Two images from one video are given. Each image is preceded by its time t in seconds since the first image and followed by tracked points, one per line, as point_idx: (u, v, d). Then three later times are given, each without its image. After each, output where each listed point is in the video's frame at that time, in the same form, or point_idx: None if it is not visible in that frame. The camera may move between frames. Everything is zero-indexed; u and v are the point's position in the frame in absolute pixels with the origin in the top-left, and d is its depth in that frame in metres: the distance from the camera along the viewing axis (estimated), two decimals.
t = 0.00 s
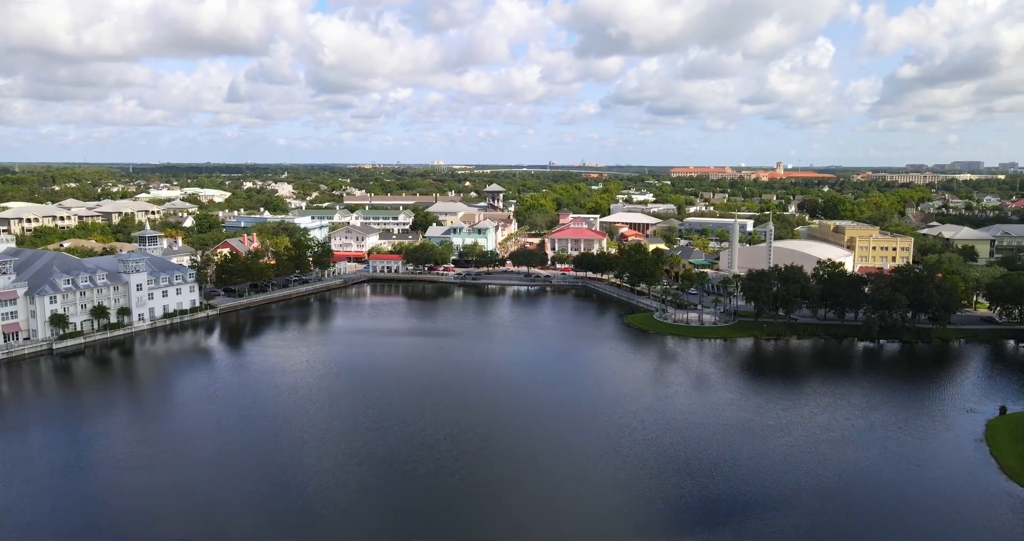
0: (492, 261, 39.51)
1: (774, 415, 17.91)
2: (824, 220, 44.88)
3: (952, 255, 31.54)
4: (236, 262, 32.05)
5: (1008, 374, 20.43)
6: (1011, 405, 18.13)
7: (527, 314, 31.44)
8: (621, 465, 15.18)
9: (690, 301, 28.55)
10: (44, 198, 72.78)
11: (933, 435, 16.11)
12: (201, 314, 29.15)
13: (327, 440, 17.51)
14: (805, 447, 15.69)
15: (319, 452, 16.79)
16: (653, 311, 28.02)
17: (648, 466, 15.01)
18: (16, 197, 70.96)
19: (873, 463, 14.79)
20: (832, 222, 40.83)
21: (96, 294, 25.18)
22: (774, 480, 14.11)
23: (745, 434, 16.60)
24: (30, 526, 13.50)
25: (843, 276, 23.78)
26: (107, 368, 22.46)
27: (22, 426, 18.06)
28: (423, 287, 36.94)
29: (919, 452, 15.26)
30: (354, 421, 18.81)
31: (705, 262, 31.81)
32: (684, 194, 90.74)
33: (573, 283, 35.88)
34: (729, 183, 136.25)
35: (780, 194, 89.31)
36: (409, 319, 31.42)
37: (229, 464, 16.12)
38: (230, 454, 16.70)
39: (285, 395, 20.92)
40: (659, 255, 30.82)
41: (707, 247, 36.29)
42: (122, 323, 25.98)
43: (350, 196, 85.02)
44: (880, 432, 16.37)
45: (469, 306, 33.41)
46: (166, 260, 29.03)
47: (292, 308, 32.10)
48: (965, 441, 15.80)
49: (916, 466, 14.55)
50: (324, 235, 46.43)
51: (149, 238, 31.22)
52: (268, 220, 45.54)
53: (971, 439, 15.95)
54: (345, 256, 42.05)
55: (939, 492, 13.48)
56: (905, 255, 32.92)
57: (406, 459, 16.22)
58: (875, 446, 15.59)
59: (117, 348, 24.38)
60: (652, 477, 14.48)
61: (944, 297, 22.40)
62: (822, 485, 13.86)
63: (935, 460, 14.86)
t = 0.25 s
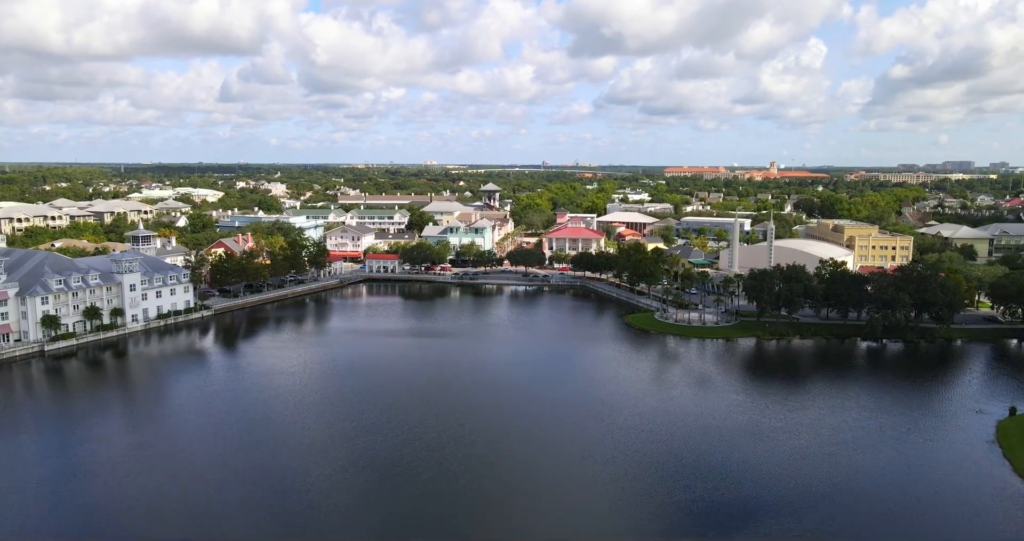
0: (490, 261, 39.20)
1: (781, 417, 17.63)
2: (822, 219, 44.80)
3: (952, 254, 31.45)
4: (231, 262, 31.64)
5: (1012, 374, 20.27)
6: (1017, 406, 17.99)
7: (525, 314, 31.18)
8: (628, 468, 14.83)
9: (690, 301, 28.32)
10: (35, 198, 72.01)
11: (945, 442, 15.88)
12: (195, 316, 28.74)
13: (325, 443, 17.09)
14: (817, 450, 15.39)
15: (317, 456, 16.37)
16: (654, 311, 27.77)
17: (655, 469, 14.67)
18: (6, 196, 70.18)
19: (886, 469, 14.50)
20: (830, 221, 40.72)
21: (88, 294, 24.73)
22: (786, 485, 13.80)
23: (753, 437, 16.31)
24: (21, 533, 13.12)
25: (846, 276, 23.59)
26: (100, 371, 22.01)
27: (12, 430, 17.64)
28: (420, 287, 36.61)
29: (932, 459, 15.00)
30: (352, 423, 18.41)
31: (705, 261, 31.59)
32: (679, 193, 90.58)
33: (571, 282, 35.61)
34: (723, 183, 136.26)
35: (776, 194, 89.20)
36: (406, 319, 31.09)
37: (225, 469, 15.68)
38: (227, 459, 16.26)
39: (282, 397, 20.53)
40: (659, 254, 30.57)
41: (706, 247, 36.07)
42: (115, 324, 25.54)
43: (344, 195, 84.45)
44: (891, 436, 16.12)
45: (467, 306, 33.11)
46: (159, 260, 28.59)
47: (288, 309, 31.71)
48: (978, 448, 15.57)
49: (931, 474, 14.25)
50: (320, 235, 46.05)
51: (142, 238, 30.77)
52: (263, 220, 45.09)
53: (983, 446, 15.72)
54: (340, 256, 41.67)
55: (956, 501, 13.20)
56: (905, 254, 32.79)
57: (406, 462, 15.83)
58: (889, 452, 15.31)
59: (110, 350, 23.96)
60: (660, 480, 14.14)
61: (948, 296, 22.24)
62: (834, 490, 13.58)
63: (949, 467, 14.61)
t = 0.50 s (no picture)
0: (486, 261, 38.89)
1: (787, 419, 17.38)
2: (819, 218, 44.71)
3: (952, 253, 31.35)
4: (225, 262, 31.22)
5: (1017, 374, 20.12)
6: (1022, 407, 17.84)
7: (523, 314, 30.89)
8: (635, 471, 14.53)
9: (690, 301, 28.10)
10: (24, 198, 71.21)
11: (953, 446, 15.67)
12: (188, 317, 28.32)
13: (324, 447, 16.71)
14: (825, 455, 15.14)
15: (315, 459, 15.98)
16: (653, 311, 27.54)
17: (662, 474, 14.36)
18: None
19: (896, 473, 14.27)
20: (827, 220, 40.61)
21: (80, 295, 24.27)
22: (795, 489, 13.55)
23: (760, 440, 16.04)
24: None
25: (848, 275, 23.41)
26: (92, 374, 21.56)
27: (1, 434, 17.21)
28: (416, 287, 36.26)
29: (941, 463, 14.78)
30: (350, 426, 18.03)
31: (704, 261, 31.38)
32: (674, 193, 90.41)
33: (569, 282, 35.34)
34: (718, 182, 135.96)
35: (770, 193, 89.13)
36: (402, 319, 30.76)
37: (222, 474, 15.30)
38: (223, 464, 15.86)
39: (278, 400, 20.13)
40: (658, 254, 30.34)
41: (704, 246, 35.87)
42: (107, 326, 25.11)
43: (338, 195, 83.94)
44: (898, 440, 15.90)
45: (463, 306, 32.80)
46: (152, 260, 28.15)
47: (283, 309, 31.32)
48: (985, 452, 15.39)
49: (941, 478, 14.03)
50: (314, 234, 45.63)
51: (134, 238, 30.32)
52: (257, 220, 44.63)
53: (990, 450, 15.55)
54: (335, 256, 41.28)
55: (969, 506, 12.98)
56: (904, 253, 32.68)
57: (407, 466, 15.48)
58: (897, 456, 15.08)
59: (102, 352, 23.53)
60: (668, 485, 13.83)
61: (950, 295, 22.09)
62: (844, 494, 13.35)
63: (958, 471, 14.40)
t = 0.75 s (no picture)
0: (482, 260, 38.56)
1: (792, 421, 17.11)
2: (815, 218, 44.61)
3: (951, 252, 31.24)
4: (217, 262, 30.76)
5: (1020, 373, 19.98)
6: None
7: (521, 314, 30.60)
8: (641, 475, 14.20)
9: (689, 300, 27.86)
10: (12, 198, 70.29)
11: (959, 449, 15.50)
12: (180, 318, 27.85)
13: (322, 450, 16.30)
14: (833, 459, 14.89)
15: (313, 463, 15.58)
16: (653, 311, 27.27)
17: (668, 477, 14.07)
18: None
19: (904, 478, 14.05)
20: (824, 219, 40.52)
21: (70, 296, 23.78)
22: (801, 493, 13.32)
23: (766, 443, 15.76)
24: None
25: (850, 274, 23.22)
26: (82, 377, 21.08)
27: None
28: (412, 288, 35.91)
29: (950, 467, 14.58)
30: (348, 428, 17.63)
31: (703, 260, 31.16)
32: (668, 192, 90.27)
33: (566, 282, 35.04)
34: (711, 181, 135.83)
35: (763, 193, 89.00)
36: (397, 320, 30.37)
37: (217, 479, 14.87)
38: (218, 468, 15.43)
39: (274, 402, 19.69)
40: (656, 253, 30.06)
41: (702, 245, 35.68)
42: (98, 327, 24.63)
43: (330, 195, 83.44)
44: (905, 444, 15.69)
45: (460, 307, 32.45)
46: (143, 260, 27.68)
47: (277, 310, 30.90)
48: (992, 455, 15.22)
49: (950, 483, 13.83)
50: (307, 234, 45.17)
51: (125, 237, 29.82)
52: (250, 219, 44.14)
53: (997, 452, 15.39)
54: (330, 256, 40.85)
55: (981, 513, 12.77)
56: (902, 252, 32.60)
57: (405, 468, 15.16)
58: (906, 461, 14.87)
59: (93, 354, 23.07)
60: (676, 489, 13.51)
61: (953, 295, 21.93)
62: (853, 499, 13.15)
63: (967, 475, 14.21)
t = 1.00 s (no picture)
0: (478, 260, 38.24)
1: (796, 422, 16.87)
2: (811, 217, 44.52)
3: (949, 251, 31.14)
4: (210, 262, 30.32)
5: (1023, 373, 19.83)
6: None
7: (517, 314, 30.31)
8: (649, 479, 13.87)
9: (688, 300, 27.63)
10: None
11: (969, 451, 15.26)
12: (172, 319, 27.39)
13: (320, 454, 15.89)
14: (843, 462, 14.62)
15: (310, 468, 15.16)
16: (652, 311, 27.02)
17: (674, 480, 13.78)
18: None
19: (917, 481, 13.80)
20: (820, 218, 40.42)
21: (58, 297, 23.30)
22: (810, 497, 13.07)
23: (774, 445, 15.47)
24: None
25: (851, 273, 23.02)
26: (72, 380, 20.61)
27: None
28: (407, 288, 35.53)
29: (960, 470, 14.35)
30: (346, 432, 17.23)
31: (701, 260, 30.94)
32: (662, 192, 90.12)
33: (563, 282, 34.76)
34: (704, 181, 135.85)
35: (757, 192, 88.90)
36: (392, 321, 29.98)
37: (212, 485, 14.44)
38: (213, 474, 15.00)
39: (269, 405, 19.26)
40: (655, 252, 29.82)
41: (699, 245, 35.48)
42: (88, 329, 24.17)
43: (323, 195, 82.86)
44: (914, 446, 15.44)
45: (456, 307, 32.10)
46: (134, 260, 27.21)
47: (270, 311, 30.48)
48: (1001, 457, 15.01)
49: (962, 487, 13.61)
50: (301, 234, 44.73)
51: (116, 237, 29.34)
52: (242, 219, 43.67)
53: (1004, 455, 15.18)
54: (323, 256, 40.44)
55: (992, 517, 12.55)
56: (899, 251, 32.47)
57: (404, 472, 14.82)
58: (914, 463, 14.62)
59: (83, 356, 22.61)
60: (685, 494, 13.19)
61: (955, 293, 21.76)
62: (862, 503, 12.91)
63: (977, 479, 13.99)
